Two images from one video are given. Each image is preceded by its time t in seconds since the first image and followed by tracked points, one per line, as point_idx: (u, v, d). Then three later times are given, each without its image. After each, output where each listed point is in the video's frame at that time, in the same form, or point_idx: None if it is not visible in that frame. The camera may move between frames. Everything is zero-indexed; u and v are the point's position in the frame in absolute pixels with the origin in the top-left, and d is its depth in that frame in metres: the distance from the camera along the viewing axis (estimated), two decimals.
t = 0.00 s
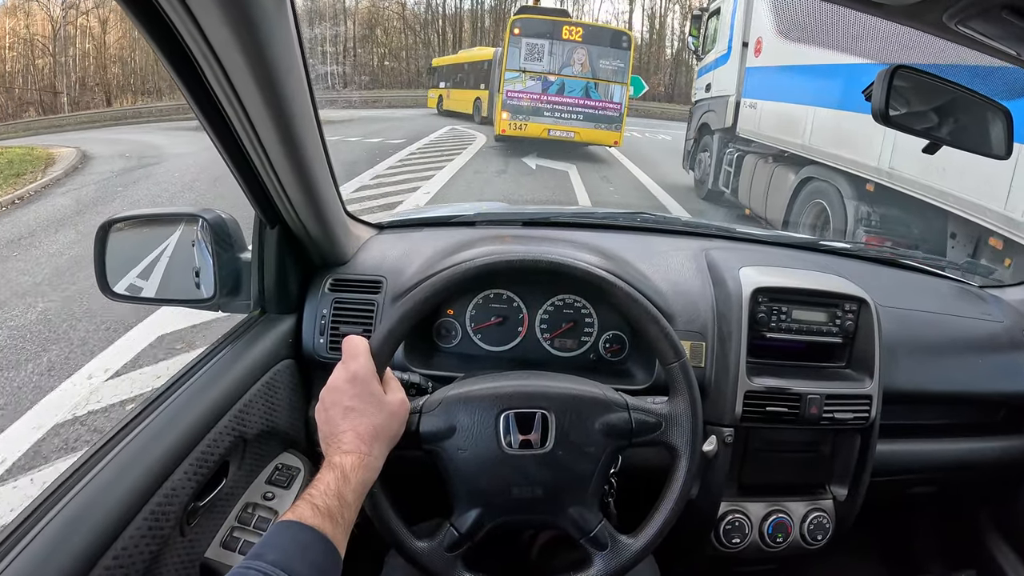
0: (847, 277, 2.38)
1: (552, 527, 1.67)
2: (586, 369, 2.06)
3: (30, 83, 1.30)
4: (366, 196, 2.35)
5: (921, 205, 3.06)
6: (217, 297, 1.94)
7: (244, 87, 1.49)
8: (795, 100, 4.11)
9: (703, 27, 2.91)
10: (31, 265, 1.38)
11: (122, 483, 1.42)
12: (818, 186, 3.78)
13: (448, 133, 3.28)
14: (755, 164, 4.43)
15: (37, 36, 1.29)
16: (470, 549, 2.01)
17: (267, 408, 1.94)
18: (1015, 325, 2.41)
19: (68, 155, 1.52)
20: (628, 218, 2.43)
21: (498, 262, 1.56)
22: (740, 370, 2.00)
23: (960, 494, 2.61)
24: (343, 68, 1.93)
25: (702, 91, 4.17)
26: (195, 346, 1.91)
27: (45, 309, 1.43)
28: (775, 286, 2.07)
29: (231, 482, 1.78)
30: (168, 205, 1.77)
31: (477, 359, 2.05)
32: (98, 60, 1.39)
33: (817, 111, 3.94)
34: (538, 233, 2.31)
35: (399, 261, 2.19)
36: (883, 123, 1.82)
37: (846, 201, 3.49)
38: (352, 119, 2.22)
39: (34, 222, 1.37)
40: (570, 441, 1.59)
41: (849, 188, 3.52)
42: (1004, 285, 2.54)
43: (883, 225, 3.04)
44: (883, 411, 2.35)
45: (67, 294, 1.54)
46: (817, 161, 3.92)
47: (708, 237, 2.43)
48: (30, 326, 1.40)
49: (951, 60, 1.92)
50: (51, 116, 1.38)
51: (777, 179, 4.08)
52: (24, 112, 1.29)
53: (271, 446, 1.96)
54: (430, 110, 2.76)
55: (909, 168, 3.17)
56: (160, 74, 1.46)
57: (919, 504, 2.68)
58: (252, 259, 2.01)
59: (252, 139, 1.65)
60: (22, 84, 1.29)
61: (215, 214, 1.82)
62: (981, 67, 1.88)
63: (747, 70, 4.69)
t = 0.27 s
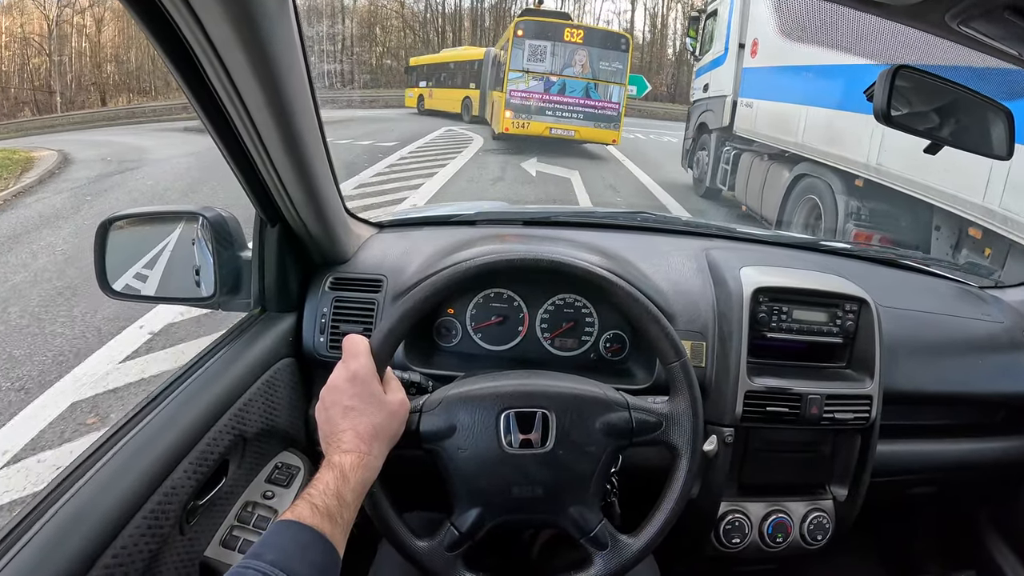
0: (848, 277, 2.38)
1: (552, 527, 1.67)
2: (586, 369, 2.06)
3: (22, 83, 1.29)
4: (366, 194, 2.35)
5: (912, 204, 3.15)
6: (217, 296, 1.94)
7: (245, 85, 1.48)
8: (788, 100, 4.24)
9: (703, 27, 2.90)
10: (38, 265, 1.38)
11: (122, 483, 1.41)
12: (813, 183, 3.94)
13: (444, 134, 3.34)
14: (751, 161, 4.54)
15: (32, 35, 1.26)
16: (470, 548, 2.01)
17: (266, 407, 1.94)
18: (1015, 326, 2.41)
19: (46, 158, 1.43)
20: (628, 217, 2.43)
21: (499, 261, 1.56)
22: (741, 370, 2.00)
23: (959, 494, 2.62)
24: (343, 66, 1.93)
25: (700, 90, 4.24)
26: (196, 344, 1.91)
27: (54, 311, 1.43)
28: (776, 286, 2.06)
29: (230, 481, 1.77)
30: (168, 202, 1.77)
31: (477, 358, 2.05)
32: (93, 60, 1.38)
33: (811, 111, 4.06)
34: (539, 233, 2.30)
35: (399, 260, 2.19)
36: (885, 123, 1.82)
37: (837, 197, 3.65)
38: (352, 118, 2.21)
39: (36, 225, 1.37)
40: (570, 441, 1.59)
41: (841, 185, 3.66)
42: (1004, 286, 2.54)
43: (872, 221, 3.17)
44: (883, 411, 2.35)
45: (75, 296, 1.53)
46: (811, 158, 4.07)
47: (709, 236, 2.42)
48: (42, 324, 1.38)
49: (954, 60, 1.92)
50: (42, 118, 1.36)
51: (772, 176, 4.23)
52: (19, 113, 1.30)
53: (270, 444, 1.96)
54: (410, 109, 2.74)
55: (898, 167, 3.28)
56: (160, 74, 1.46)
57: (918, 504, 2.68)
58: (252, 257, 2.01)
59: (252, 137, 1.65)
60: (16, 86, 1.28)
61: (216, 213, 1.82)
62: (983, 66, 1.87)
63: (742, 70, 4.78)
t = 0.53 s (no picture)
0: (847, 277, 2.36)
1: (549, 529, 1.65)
2: (582, 369, 2.04)
3: (18, 83, 1.22)
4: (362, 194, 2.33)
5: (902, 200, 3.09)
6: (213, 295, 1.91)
7: (235, 83, 1.47)
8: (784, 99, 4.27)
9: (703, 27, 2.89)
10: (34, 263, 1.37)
11: (113, 483, 1.40)
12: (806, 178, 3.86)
13: (438, 135, 3.36)
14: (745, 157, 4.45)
15: (29, 35, 1.20)
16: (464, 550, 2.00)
17: (261, 408, 1.93)
18: (1016, 326, 2.39)
19: (25, 162, 1.31)
20: (626, 217, 2.42)
21: (492, 261, 1.54)
22: (740, 370, 1.98)
23: (959, 496, 2.60)
24: (339, 64, 1.91)
25: (701, 90, 4.07)
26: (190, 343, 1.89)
27: (53, 308, 1.41)
28: (775, 286, 2.04)
29: (224, 482, 1.76)
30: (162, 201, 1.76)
31: (473, 358, 2.03)
32: (87, 58, 1.33)
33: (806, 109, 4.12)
34: (536, 232, 2.29)
35: (395, 259, 2.18)
36: (886, 120, 1.79)
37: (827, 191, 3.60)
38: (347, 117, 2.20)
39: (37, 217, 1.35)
40: (565, 442, 1.57)
41: (830, 180, 3.62)
42: (1005, 286, 2.52)
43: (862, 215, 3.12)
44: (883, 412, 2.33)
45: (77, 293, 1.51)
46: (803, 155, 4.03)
47: (707, 236, 2.41)
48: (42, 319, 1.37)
49: (954, 57, 1.90)
50: (35, 121, 1.28)
51: (767, 173, 4.09)
52: (14, 113, 1.23)
53: (264, 445, 1.94)
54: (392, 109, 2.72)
55: (891, 163, 3.25)
56: (152, 72, 1.44)
57: (918, 505, 2.66)
58: (247, 256, 2.00)
59: (244, 135, 1.63)
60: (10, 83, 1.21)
61: (210, 212, 1.81)
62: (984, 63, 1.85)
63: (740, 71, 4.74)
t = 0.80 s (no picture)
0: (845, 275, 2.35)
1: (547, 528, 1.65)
2: (580, 368, 2.03)
3: (14, 82, 1.21)
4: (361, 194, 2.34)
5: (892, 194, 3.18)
6: (212, 295, 1.91)
7: (231, 83, 1.47)
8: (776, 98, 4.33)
9: (702, 27, 2.89)
10: (32, 263, 1.37)
11: (109, 483, 1.40)
12: (800, 175, 3.96)
13: (436, 136, 3.37)
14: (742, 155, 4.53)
15: (24, 35, 1.19)
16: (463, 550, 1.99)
17: (258, 407, 1.93)
18: (1015, 324, 2.38)
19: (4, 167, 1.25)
20: (624, 216, 2.42)
21: (488, 260, 1.54)
22: (737, 368, 1.98)
23: (959, 495, 2.59)
24: (335, 64, 1.91)
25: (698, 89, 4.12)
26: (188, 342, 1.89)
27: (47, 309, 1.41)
28: (773, 284, 2.04)
29: (222, 480, 1.76)
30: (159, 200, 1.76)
31: (470, 358, 2.03)
32: (82, 59, 1.32)
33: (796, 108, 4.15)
34: (533, 231, 2.29)
35: (392, 259, 2.18)
36: (881, 117, 1.79)
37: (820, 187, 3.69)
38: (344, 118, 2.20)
39: (28, 219, 1.35)
40: (562, 440, 1.57)
41: (823, 176, 3.71)
42: (1005, 285, 2.50)
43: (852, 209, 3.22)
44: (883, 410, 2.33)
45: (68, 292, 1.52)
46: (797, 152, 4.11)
47: (704, 235, 2.41)
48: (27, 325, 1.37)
49: (953, 56, 1.90)
50: (32, 121, 1.28)
51: (762, 170, 4.20)
52: (9, 113, 1.23)
53: (263, 444, 1.94)
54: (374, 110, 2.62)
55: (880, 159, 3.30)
56: (145, 73, 1.43)
57: (918, 504, 2.66)
58: (245, 255, 2.00)
59: (240, 134, 1.63)
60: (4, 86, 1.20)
61: (208, 211, 1.81)
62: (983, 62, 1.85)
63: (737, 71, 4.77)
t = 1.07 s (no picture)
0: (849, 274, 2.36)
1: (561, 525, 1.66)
2: (587, 366, 2.03)
3: (10, 83, 1.16)
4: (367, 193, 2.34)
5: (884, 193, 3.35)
6: (217, 292, 1.92)
7: (243, 81, 1.47)
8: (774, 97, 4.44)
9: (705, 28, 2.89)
10: (44, 263, 1.35)
11: (117, 483, 1.39)
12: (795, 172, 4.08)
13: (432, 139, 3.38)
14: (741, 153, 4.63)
15: (20, 36, 1.14)
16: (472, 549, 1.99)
17: (265, 406, 1.93)
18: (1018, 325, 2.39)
19: None
20: (628, 215, 2.42)
21: (498, 259, 1.55)
22: (743, 368, 1.98)
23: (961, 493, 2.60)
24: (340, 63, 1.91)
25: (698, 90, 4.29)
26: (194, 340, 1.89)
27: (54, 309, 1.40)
28: (779, 284, 2.04)
29: (229, 479, 1.76)
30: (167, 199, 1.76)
31: (476, 356, 2.03)
32: (77, 59, 1.29)
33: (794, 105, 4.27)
34: (538, 230, 2.29)
35: (398, 257, 2.18)
36: (888, 117, 1.80)
37: (814, 183, 3.85)
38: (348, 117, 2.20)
39: (51, 212, 1.35)
40: (571, 436, 1.58)
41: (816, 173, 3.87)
42: (1009, 285, 2.50)
43: (845, 207, 3.39)
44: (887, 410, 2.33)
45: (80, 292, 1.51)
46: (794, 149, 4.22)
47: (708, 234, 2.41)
48: (54, 324, 1.36)
49: (959, 57, 1.90)
50: (29, 122, 1.24)
51: (760, 168, 4.26)
52: (4, 115, 1.17)
53: (270, 443, 1.94)
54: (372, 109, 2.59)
55: (875, 158, 3.44)
56: (150, 68, 1.42)
57: (922, 503, 2.66)
58: (251, 253, 2.00)
59: (250, 133, 1.64)
60: None
61: (215, 210, 1.82)
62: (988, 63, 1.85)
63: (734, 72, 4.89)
